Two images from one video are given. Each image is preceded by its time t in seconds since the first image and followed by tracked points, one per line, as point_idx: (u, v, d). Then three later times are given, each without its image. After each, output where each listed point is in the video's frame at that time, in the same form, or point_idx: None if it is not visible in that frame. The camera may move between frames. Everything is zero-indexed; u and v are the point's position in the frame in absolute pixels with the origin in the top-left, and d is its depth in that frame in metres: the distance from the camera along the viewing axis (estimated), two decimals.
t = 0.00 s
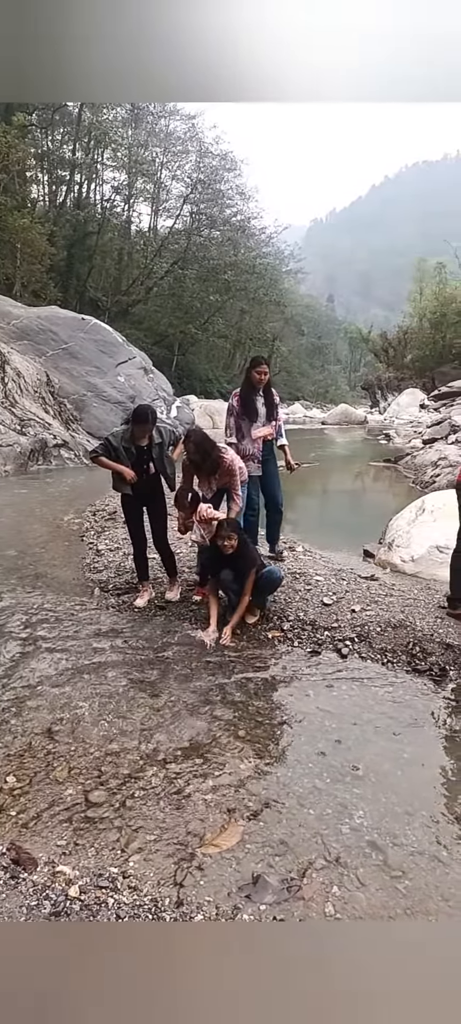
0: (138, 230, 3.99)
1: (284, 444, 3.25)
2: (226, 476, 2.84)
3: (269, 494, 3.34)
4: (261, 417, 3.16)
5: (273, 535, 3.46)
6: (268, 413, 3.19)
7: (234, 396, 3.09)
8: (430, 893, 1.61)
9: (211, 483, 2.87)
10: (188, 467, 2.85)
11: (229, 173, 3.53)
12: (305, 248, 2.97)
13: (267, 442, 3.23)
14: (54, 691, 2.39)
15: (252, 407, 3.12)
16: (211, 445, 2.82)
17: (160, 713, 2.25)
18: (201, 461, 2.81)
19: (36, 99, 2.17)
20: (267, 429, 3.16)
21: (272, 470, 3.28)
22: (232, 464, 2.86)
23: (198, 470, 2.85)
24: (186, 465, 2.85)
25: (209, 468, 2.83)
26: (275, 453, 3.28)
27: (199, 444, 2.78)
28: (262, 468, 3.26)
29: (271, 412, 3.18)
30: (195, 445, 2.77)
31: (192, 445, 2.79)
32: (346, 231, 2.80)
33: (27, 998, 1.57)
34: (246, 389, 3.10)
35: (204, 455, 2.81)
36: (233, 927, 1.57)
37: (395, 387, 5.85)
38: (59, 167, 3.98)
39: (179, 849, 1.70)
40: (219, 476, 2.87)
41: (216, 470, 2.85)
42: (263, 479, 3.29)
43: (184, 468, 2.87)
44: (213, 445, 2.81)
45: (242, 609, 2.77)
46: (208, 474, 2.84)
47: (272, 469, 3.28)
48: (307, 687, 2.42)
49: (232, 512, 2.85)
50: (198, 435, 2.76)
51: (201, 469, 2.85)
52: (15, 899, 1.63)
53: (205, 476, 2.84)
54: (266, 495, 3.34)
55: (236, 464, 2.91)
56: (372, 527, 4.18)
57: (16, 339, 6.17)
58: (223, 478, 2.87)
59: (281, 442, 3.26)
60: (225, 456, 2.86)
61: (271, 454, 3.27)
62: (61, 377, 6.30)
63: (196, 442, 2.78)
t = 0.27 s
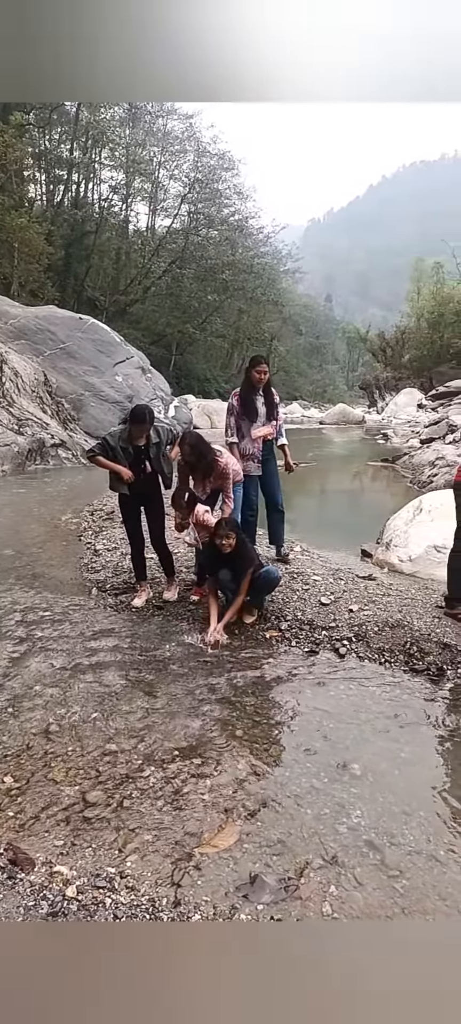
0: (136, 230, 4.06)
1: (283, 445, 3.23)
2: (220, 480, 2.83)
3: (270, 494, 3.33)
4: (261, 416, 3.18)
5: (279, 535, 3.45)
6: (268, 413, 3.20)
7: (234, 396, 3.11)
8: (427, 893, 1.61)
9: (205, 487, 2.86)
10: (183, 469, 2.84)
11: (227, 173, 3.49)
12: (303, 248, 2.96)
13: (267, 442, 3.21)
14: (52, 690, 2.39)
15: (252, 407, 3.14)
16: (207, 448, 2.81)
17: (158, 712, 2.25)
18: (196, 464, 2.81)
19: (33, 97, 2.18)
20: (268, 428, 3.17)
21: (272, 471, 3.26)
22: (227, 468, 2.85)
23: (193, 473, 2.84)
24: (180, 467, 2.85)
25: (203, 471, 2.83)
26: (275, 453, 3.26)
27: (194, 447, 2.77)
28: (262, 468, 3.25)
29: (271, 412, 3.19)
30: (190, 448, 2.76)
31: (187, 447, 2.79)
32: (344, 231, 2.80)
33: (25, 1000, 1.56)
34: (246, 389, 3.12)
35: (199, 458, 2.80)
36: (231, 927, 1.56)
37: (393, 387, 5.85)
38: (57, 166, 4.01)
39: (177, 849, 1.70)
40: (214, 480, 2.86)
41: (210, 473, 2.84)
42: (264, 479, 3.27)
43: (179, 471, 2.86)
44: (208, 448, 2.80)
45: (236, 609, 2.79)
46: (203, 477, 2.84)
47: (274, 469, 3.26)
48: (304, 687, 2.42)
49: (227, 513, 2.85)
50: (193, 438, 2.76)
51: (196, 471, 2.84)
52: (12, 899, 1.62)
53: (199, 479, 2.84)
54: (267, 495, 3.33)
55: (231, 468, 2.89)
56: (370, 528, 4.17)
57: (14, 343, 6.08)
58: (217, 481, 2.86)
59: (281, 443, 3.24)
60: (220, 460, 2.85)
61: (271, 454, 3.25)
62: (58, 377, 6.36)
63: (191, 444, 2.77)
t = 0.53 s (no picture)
0: (133, 228, 4.30)
1: (285, 447, 3.23)
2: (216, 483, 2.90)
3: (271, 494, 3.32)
4: (263, 416, 3.17)
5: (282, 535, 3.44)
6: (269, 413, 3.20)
7: (235, 395, 3.09)
8: (425, 893, 1.61)
9: (201, 488, 2.93)
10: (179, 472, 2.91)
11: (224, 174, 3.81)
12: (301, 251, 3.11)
13: (268, 442, 3.21)
14: (51, 691, 2.38)
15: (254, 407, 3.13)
16: (202, 452, 2.87)
17: (157, 712, 2.25)
18: (192, 467, 2.87)
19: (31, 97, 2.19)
20: (270, 429, 3.17)
21: (274, 471, 3.25)
22: (222, 470, 2.91)
23: (189, 475, 2.91)
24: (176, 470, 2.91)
25: (200, 473, 2.89)
26: (276, 454, 3.26)
27: (190, 452, 2.83)
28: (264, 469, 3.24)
29: (273, 412, 3.18)
30: (186, 453, 2.82)
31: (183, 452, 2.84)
32: (343, 230, 2.80)
33: (23, 1001, 1.55)
34: (247, 388, 3.10)
35: (195, 462, 2.87)
36: (230, 928, 1.56)
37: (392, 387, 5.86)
38: (55, 168, 3.79)
39: (175, 850, 1.70)
40: (209, 481, 2.93)
41: (206, 476, 2.91)
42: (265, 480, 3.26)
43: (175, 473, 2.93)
44: (204, 452, 2.86)
45: (235, 608, 2.79)
46: (198, 479, 2.91)
47: (275, 470, 3.25)
48: (303, 687, 2.43)
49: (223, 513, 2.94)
50: (189, 444, 2.81)
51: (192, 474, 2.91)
52: (10, 900, 1.62)
53: (195, 481, 2.91)
54: (267, 495, 3.32)
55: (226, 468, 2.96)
56: (369, 527, 4.18)
57: (12, 341, 6.09)
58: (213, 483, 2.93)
59: (282, 444, 3.23)
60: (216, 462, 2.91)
61: (272, 455, 3.25)
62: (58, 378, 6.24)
63: (187, 449, 2.83)
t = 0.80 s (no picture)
0: (130, 227, 4.11)
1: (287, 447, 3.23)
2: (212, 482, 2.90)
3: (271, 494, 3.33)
4: (265, 416, 3.17)
5: (282, 535, 3.44)
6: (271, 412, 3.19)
7: (237, 396, 3.09)
8: (423, 892, 1.61)
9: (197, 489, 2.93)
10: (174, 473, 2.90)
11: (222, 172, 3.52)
12: (299, 250, 3.04)
13: (270, 443, 3.22)
14: (49, 691, 2.38)
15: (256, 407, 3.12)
16: (198, 452, 2.86)
17: (155, 713, 2.25)
18: (187, 467, 2.87)
19: (29, 97, 2.19)
20: (272, 429, 3.17)
21: (275, 470, 3.27)
22: (218, 469, 2.91)
23: (185, 476, 2.90)
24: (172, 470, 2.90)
25: (195, 473, 2.88)
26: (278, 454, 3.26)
27: (185, 452, 2.83)
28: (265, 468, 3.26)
29: (274, 412, 3.18)
30: (181, 452, 2.82)
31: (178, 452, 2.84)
32: (342, 230, 2.80)
33: (22, 1001, 1.56)
34: (249, 389, 3.09)
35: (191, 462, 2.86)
36: (228, 928, 1.56)
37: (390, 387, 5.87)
38: (53, 165, 4.12)
39: (174, 850, 1.70)
40: (205, 481, 2.93)
41: (202, 476, 2.90)
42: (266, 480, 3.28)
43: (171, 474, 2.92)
44: (199, 451, 2.85)
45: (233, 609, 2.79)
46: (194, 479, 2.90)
47: (276, 469, 3.27)
48: (301, 687, 2.42)
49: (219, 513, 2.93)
50: (184, 443, 2.81)
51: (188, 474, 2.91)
52: (9, 900, 1.62)
53: (191, 481, 2.91)
54: (268, 495, 3.33)
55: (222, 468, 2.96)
56: (368, 527, 4.18)
57: (12, 342, 6.26)
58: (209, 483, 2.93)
59: (284, 444, 3.23)
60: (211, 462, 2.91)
61: (274, 455, 3.25)
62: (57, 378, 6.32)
63: (183, 449, 2.83)
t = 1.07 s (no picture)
0: (127, 224, 4.25)
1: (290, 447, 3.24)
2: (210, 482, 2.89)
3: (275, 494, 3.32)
4: (269, 416, 3.16)
5: (284, 535, 3.44)
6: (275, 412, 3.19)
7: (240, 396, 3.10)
8: (423, 892, 1.61)
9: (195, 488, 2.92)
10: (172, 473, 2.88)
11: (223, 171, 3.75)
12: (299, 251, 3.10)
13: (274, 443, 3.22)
14: (49, 691, 2.38)
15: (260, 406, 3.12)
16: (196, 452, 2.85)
17: (155, 713, 2.25)
18: (185, 467, 2.85)
19: (29, 97, 2.20)
20: (276, 428, 3.16)
21: (279, 470, 3.27)
22: (215, 469, 2.90)
23: (182, 476, 2.89)
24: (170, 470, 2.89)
25: (193, 473, 2.87)
26: (281, 454, 3.27)
27: (183, 452, 2.81)
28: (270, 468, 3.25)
29: (278, 412, 3.17)
30: (179, 452, 2.80)
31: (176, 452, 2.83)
32: (341, 230, 2.81)
33: (22, 1002, 1.55)
34: (253, 388, 3.09)
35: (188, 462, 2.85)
36: (228, 928, 1.56)
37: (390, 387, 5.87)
38: (51, 164, 4.19)
39: (174, 850, 1.70)
40: (202, 481, 2.92)
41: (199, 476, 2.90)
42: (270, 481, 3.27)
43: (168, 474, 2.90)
44: (197, 451, 2.84)
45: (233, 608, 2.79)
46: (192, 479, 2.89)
47: (279, 470, 3.27)
48: (301, 687, 2.43)
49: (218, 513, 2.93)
50: (182, 444, 2.80)
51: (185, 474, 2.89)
52: (8, 900, 1.62)
53: (189, 481, 2.90)
54: (271, 495, 3.32)
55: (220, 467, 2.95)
56: (367, 527, 4.18)
57: (12, 342, 6.22)
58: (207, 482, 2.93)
59: (287, 444, 3.24)
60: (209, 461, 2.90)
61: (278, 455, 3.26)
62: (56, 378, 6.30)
63: (180, 449, 2.81)
